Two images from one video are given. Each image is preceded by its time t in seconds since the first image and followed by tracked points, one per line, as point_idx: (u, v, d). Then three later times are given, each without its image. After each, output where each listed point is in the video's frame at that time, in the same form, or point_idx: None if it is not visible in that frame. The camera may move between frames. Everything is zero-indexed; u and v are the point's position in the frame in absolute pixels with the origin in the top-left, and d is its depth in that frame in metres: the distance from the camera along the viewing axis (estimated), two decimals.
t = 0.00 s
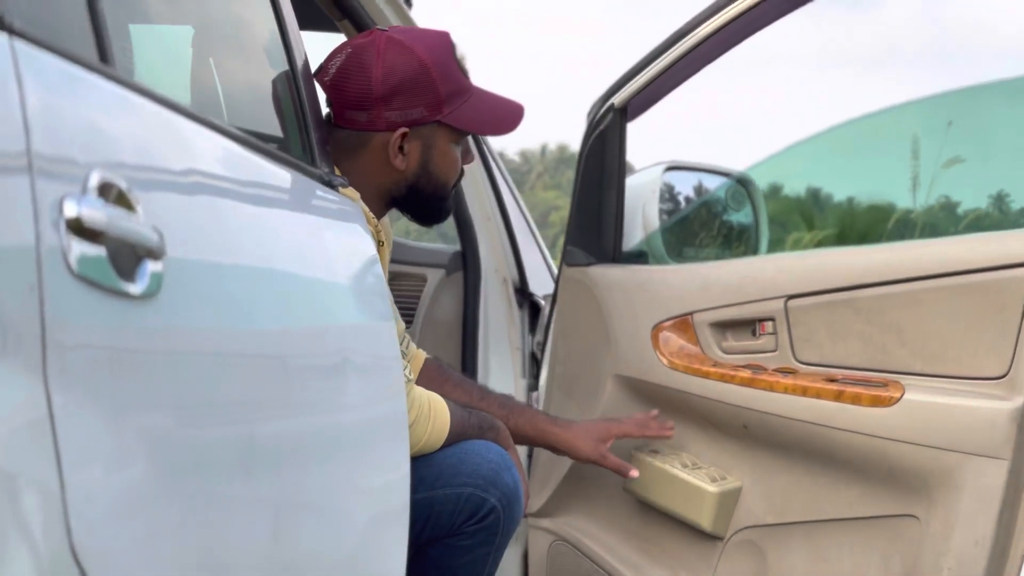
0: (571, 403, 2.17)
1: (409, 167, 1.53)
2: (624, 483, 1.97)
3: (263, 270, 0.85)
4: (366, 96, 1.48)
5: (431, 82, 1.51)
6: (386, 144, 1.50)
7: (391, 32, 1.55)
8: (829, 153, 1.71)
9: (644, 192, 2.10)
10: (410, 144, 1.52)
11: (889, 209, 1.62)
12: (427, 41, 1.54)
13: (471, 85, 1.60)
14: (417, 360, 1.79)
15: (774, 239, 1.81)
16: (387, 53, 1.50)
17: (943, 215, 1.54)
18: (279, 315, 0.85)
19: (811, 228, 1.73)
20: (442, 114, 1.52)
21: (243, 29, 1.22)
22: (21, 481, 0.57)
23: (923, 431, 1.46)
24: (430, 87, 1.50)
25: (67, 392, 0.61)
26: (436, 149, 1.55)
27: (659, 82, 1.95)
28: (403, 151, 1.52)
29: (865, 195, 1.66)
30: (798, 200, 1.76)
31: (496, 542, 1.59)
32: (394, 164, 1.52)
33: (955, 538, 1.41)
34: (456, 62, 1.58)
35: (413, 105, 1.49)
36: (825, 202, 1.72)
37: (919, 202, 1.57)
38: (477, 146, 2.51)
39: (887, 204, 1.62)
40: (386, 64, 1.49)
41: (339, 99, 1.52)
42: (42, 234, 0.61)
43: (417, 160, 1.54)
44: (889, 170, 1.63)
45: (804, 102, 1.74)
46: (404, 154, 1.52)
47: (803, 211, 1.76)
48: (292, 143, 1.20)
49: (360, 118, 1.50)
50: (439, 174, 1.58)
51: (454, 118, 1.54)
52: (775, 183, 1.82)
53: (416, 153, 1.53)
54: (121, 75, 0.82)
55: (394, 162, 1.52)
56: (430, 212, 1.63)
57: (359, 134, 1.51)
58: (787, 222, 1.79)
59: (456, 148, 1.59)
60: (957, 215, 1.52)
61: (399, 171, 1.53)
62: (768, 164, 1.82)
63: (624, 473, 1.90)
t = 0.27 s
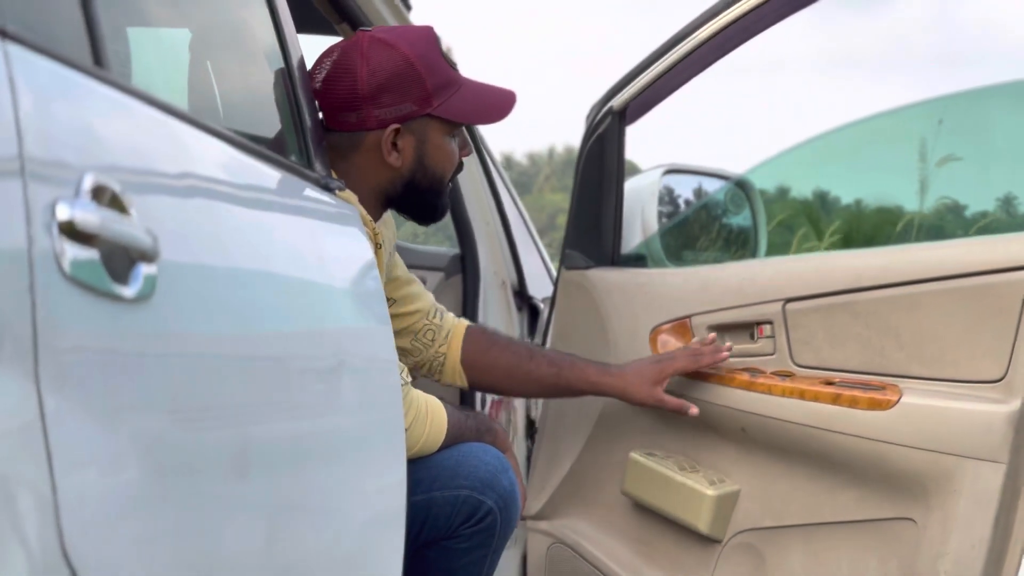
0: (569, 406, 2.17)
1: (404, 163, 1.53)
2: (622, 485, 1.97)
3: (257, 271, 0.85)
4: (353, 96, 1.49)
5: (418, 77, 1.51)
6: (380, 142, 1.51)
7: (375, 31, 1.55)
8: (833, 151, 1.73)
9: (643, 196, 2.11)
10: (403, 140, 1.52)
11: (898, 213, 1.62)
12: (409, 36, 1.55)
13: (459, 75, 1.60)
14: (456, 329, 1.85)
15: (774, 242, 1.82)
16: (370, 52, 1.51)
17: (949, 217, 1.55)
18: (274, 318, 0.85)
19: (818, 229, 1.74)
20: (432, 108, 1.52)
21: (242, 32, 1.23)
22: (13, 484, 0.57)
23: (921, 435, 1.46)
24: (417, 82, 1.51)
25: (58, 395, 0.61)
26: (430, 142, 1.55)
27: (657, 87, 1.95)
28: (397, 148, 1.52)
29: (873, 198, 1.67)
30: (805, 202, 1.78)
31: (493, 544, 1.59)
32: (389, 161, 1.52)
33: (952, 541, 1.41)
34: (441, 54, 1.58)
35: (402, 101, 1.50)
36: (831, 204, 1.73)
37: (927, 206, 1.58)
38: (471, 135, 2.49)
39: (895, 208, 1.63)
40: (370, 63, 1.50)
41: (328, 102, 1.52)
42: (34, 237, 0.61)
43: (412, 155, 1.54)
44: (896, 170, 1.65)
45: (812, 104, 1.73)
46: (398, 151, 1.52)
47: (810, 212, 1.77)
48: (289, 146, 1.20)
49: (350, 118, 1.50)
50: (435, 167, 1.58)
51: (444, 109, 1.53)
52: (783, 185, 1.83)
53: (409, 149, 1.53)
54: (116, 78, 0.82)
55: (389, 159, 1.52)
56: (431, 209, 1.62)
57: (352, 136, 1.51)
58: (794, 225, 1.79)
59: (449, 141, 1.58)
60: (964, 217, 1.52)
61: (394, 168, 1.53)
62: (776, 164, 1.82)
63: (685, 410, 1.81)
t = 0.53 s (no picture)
0: (566, 410, 2.17)
1: (394, 166, 1.53)
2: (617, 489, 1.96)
3: (248, 275, 0.85)
4: (341, 98, 1.50)
5: (404, 79, 1.51)
6: (368, 144, 1.52)
7: (365, 33, 1.56)
8: (841, 154, 1.67)
9: (639, 201, 2.11)
10: (392, 143, 1.53)
11: (903, 216, 1.59)
12: (398, 38, 1.55)
13: (451, 75, 1.58)
14: (479, 320, 1.88)
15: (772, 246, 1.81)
16: (359, 54, 1.52)
17: (955, 221, 1.51)
18: (266, 322, 0.85)
19: (828, 235, 1.70)
20: (419, 109, 1.52)
21: (237, 36, 1.23)
22: (5, 487, 0.57)
23: (915, 439, 1.46)
24: (403, 84, 1.51)
25: (50, 398, 0.61)
26: (420, 144, 1.54)
27: (654, 90, 1.95)
28: (387, 151, 1.53)
29: (877, 201, 1.62)
30: (812, 205, 1.73)
31: (488, 548, 1.59)
32: (377, 163, 1.53)
33: (947, 545, 1.41)
34: (432, 55, 1.57)
35: (388, 102, 1.50)
36: (837, 207, 1.68)
37: (934, 210, 1.54)
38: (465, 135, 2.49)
39: (901, 212, 1.59)
40: (357, 65, 1.51)
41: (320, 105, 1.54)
42: (25, 241, 0.61)
43: (401, 158, 1.54)
44: (897, 174, 1.60)
45: (814, 105, 1.70)
46: (386, 154, 1.53)
47: (816, 216, 1.72)
48: (283, 148, 1.20)
49: (339, 121, 1.52)
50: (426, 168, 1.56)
51: (432, 109, 1.53)
52: (788, 188, 1.78)
53: (399, 151, 1.53)
54: (108, 83, 0.82)
55: (377, 161, 1.53)
56: (428, 211, 1.61)
57: (342, 138, 1.53)
58: (799, 228, 1.76)
59: (442, 142, 1.57)
60: (971, 221, 1.49)
61: (383, 170, 1.54)
62: (780, 165, 1.78)
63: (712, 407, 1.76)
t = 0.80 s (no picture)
0: (561, 413, 2.16)
1: (383, 166, 1.53)
2: (612, 493, 1.96)
3: (240, 279, 0.85)
4: (331, 98, 1.50)
5: (395, 80, 1.51)
6: (357, 144, 1.51)
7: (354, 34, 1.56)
8: (843, 156, 1.69)
9: (635, 206, 2.12)
10: (381, 142, 1.52)
11: (906, 220, 1.60)
12: (389, 39, 1.55)
13: (440, 77, 1.59)
14: (485, 310, 1.87)
15: (768, 251, 1.81)
16: (349, 54, 1.52)
17: (961, 225, 1.52)
18: (257, 325, 0.85)
19: (827, 238, 1.71)
20: (410, 109, 1.52)
21: (232, 40, 1.23)
22: None
23: (909, 443, 1.46)
24: (394, 84, 1.51)
25: (38, 402, 0.61)
26: (409, 145, 1.55)
27: (651, 93, 1.94)
28: (376, 151, 1.53)
29: (881, 205, 1.64)
30: (815, 208, 1.74)
31: (481, 552, 1.59)
32: (366, 163, 1.52)
33: (941, 549, 1.41)
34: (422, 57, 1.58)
35: (378, 102, 1.51)
36: (841, 211, 1.69)
37: (938, 214, 1.55)
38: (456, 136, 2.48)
39: (904, 216, 1.60)
40: (347, 64, 1.51)
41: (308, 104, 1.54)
42: (13, 245, 0.61)
43: (390, 158, 1.54)
44: (902, 177, 1.62)
45: (817, 109, 1.71)
46: (376, 154, 1.52)
47: (819, 219, 1.73)
48: (276, 151, 1.20)
49: (329, 120, 1.52)
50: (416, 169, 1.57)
51: (422, 111, 1.53)
52: (792, 192, 1.78)
53: (388, 151, 1.53)
54: (99, 87, 0.82)
55: (366, 161, 1.52)
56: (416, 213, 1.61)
57: (331, 138, 1.53)
58: (802, 232, 1.75)
59: (431, 143, 1.58)
60: (976, 224, 1.50)
61: (372, 170, 1.53)
62: (784, 168, 1.79)
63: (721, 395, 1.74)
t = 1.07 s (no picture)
0: (556, 416, 2.14)
1: (379, 165, 1.54)
2: (607, 497, 1.96)
3: (231, 284, 0.85)
4: (323, 101, 1.50)
5: (385, 78, 1.52)
6: (352, 145, 1.51)
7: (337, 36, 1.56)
8: (843, 159, 1.71)
9: (630, 212, 2.11)
10: (376, 142, 1.53)
11: (908, 224, 1.61)
12: (374, 38, 1.55)
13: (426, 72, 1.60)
14: (483, 309, 1.88)
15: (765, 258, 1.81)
16: (336, 55, 1.51)
17: (963, 229, 1.53)
18: (248, 330, 0.85)
19: (827, 238, 1.71)
20: (402, 106, 1.53)
21: (226, 44, 1.23)
22: None
23: (903, 448, 1.46)
24: (384, 83, 1.52)
25: (28, 408, 0.61)
26: (402, 142, 1.55)
27: (646, 98, 1.94)
28: (370, 150, 1.53)
29: (884, 209, 1.65)
30: (818, 211, 1.74)
31: (475, 557, 1.59)
32: (362, 163, 1.52)
33: (935, 554, 1.41)
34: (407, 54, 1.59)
35: (371, 101, 1.51)
36: (843, 215, 1.70)
37: (941, 218, 1.56)
38: (450, 135, 2.48)
39: (907, 220, 1.61)
40: (336, 66, 1.50)
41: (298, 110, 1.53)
42: (4, 251, 0.61)
43: (386, 157, 1.54)
44: (906, 180, 1.63)
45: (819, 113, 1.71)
46: (371, 153, 1.52)
47: (822, 222, 1.73)
48: (271, 153, 1.20)
49: (322, 124, 1.51)
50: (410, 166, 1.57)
51: (414, 107, 1.54)
52: (794, 197, 1.79)
53: (383, 150, 1.53)
54: (91, 93, 0.82)
55: (362, 161, 1.52)
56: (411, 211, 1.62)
57: (324, 141, 1.52)
58: (804, 236, 1.76)
59: (424, 139, 1.58)
60: (978, 229, 1.51)
61: (368, 170, 1.53)
62: (785, 173, 1.79)
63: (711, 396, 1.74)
